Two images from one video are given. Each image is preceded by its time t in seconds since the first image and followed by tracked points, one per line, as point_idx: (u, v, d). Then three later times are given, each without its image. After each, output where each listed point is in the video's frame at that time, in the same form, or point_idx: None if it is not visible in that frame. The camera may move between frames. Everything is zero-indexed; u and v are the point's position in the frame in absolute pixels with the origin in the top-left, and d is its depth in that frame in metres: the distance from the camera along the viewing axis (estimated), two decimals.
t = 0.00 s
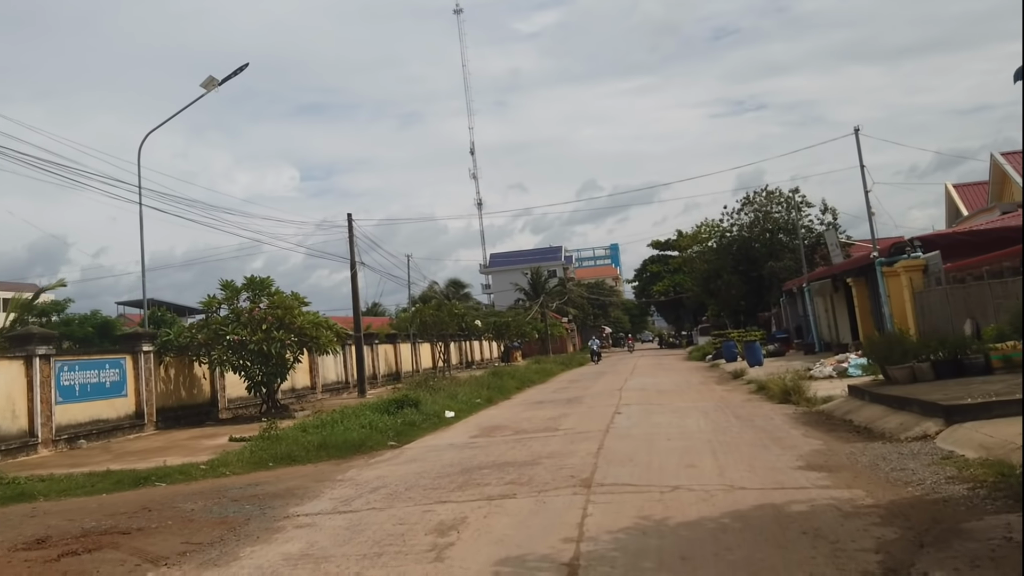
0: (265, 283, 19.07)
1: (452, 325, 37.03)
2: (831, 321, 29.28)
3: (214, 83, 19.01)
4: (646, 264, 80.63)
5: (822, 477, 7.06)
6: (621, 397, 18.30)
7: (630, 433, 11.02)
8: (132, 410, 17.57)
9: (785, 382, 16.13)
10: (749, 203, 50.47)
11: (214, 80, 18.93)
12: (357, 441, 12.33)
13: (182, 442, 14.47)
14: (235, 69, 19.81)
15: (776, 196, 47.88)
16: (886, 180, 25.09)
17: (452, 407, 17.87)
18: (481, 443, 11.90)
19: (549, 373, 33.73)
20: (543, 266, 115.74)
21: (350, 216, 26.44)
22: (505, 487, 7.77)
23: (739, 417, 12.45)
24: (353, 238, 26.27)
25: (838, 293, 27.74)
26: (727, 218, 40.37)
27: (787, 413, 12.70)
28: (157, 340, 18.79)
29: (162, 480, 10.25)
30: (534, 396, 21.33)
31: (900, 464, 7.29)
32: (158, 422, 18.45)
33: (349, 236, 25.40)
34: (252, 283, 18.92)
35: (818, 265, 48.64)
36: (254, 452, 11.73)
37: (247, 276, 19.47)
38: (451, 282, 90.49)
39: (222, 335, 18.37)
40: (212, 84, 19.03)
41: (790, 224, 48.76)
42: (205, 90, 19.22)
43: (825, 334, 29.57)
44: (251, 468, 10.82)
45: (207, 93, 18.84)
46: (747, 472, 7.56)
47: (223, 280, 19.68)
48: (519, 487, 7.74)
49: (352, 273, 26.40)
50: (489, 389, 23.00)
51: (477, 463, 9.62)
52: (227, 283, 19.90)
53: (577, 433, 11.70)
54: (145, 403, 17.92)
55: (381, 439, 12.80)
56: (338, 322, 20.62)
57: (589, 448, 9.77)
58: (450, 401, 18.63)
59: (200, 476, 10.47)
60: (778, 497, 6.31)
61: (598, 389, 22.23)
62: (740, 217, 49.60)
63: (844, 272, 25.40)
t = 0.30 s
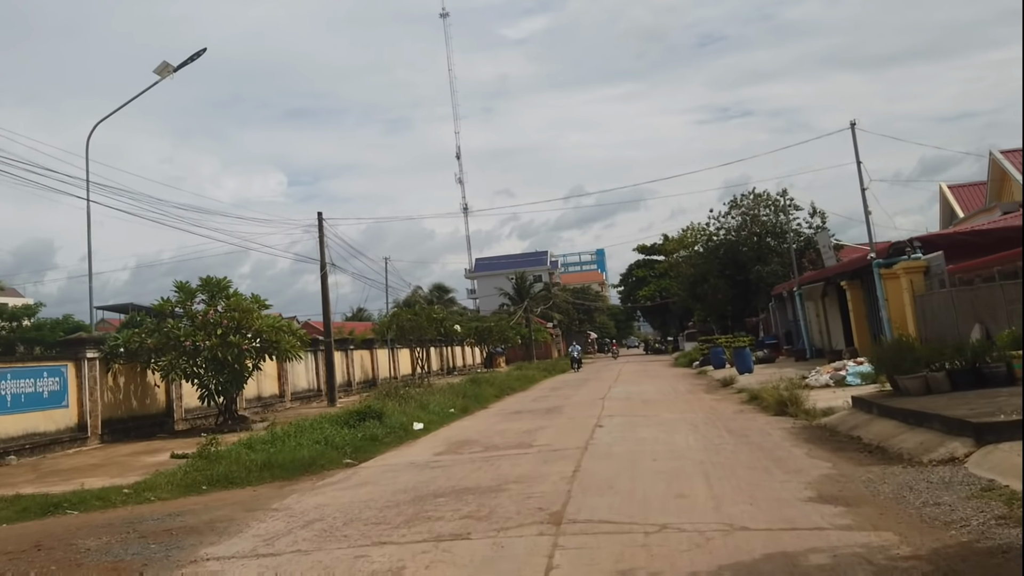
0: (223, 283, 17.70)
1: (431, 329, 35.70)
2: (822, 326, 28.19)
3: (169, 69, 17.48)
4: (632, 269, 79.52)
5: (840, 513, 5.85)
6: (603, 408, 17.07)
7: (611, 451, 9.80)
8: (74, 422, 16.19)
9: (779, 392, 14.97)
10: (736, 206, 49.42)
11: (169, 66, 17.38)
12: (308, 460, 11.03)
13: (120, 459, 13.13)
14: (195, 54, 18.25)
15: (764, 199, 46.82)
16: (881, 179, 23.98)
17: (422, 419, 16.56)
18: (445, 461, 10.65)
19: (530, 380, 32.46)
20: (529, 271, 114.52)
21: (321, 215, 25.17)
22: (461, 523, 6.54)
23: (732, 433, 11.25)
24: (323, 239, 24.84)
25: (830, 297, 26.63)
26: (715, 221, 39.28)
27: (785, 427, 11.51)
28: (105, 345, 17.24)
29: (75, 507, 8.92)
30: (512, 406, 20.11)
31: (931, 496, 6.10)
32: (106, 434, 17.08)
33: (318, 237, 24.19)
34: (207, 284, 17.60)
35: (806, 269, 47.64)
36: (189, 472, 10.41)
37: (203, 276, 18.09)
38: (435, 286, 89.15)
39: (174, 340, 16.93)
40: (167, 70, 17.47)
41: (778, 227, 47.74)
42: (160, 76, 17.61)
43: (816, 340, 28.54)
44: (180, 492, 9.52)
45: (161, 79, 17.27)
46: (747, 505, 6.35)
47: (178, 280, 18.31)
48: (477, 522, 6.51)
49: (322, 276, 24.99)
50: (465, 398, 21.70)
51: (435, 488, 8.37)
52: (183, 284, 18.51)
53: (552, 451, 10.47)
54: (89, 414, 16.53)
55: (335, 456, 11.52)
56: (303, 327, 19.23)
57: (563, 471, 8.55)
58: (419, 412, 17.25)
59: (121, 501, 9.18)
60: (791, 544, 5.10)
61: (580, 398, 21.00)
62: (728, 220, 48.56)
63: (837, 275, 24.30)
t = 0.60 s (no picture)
0: (181, 279, 16.40)
1: (414, 330, 34.41)
2: (820, 327, 27.06)
3: (124, 49, 16.01)
4: (622, 269, 78.37)
5: (877, 561, 4.66)
6: (590, 414, 15.87)
7: (595, 469, 8.58)
8: (14, 430, 14.86)
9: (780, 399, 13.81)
10: (728, 204, 48.30)
11: (123, 46, 15.94)
12: (256, 477, 9.74)
13: (54, 474, 11.85)
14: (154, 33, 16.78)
15: (758, 197, 45.74)
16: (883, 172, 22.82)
17: (394, 427, 15.27)
18: (409, 479, 9.41)
19: (516, 383, 31.20)
20: (518, 271, 113.30)
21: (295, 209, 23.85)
22: (407, 569, 5.29)
23: (732, 446, 10.04)
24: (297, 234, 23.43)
25: (827, 296, 25.49)
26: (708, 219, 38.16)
27: (792, 439, 10.31)
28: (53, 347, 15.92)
29: None
30: (493, 412, 18.87)
31: (987, 537, 4.90)
32: (52, 443, 15.76)
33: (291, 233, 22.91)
34: (163, 280, 16.26)
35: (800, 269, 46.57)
36: (116, 491, 9.13)
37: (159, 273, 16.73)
38: (424, 286, 87.84)
39: (125, 341, 15.30)
40: (121, 50, 16.02)
41: (772, 226, 46.65)
42: (113, 57, 16.15)
43: (813, 342, 27.42)
44: (100, 518, 8.25)
45: (113, 59, 15.76)
46: (759, 548, 5.13)
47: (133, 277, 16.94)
48: (427, 568, 5.26)
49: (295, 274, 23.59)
50: (444, 402, 20.45)
51: (388, 517, 7.14)
52: (140, 282, 17.10)
53: (530, 468, 9.25)
54: (33, 421, 15.20)
55: (288, 471, 10.26)
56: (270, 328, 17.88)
57: (539, 496, 7.35)
58: (392, 418, 15.96)
59: (29, 529, 7.92)
60: None
61: (567, 403, 19.78)
62: (720, 218, 47.47)
63: (837, 274, 23.18)
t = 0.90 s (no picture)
0: (134, 275, 15.15)
1: (397, 331, 33.22)
2: (819, 327, 25.96)
3: (74, 25, 14.87)
4: (614, 269, 77.25)
5: None
6: (578, 421, 14.70)
7: (579, 492, 7.40)
8: None
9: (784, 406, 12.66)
10: (722, 202, 47.21)
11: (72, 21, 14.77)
12: (192, 499, 8.47)
13: None
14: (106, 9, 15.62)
15: (752, 195, 44.67)
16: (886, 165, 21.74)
17: (365, 435, 14.06)
18: (366, 501, 8.20)
19: (502, 386, 30.01)
20: (509, 271, 112.12)
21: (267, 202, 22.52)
22: None
23: (735, 462, 8.88)
24: (268, 229, 22.16)
25: (827, 295, 24.39)
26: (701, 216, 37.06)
27: (802, 454, 9.16)
28: None
29: None
30: (475, 419, 17.69)
31: None
32: None
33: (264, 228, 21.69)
34: (114, 277, 15.01)
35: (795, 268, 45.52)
36: (26, 516, 7.87)
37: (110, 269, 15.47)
38: (413, 286, 86.62)
39: (69, 340, 13.83)
40: (69, 25, 14.81)
41: (765, 224, 45.59)
42: (61, 33, 14.97)
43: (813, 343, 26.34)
44: None
45: (61, 35, 14.54)
46: None
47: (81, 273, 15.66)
48: None
49: (267, 272, 22.34)
50: (423, 407, 19.26)
51: (328, 556, 5.93)
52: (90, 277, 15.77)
53: (504, 489, 8.05)
54: None
55: (232, 490, 9.02)
56: (233, 329, 16.64)
57: (511, 529, 6.14)
58: (363, 425, 14.71)
59: None
60: None
61: (553, 408, 18.61)
62: (713, 217, 46.38)
63: (838, 272, 22.09)
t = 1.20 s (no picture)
0: (76, 270, 13.76)
1: (378, 332, 31.83)
2: (819, 328, 24.73)
3: None
4: (604, 269, 75.93)
5: None
6: (563, 432, 13.35)
7: (557, 530, 6.05)
8: None
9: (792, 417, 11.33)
10: (715, 200, 45.93)
11: None
12: (98, 531, 7.10)
13: None
14: None
15: (746, 193, 43.39)
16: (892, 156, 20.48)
17: (327, 448, 12.68)
18: (302, 536, 6.84)
19: (487, 390, 28.65)
20: (498, 272, 110.77)
21: (234, 195, 20.97)
22: None
23: (742, 487, 7.54)
24: (235, 223, 20.68)
25: (828, 295, 23.14)
26: (695, 214, 35.77)
27: (821, 477, 7.81)
28: None
29: None
30: (453, 428, 16.32)
31: None
32: None
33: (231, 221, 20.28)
34: (51, 273, 13.60)
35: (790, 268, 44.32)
36: None
37: (49, 263, 14.05)
38: (401, 287, 85.24)
39: None
40: None
41: (760, 223, 44.36)
42: None
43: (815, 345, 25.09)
44: None
45: None
46: None
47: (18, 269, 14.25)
48: None
49: (234, 270, 20.87)
50: (398, 415, 17.88)
51: None
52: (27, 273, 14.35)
53: (469, 522, 6.71)
54: None
55: (150, 519, 7.66)
56: (187, 331, 15.24)
57: None
58: (326, 437, 13.32)
59: None
60: None
61: (538, 415, 17.28)
62: (706, 215, 45.13)
63: (842, 270, 20.84)
